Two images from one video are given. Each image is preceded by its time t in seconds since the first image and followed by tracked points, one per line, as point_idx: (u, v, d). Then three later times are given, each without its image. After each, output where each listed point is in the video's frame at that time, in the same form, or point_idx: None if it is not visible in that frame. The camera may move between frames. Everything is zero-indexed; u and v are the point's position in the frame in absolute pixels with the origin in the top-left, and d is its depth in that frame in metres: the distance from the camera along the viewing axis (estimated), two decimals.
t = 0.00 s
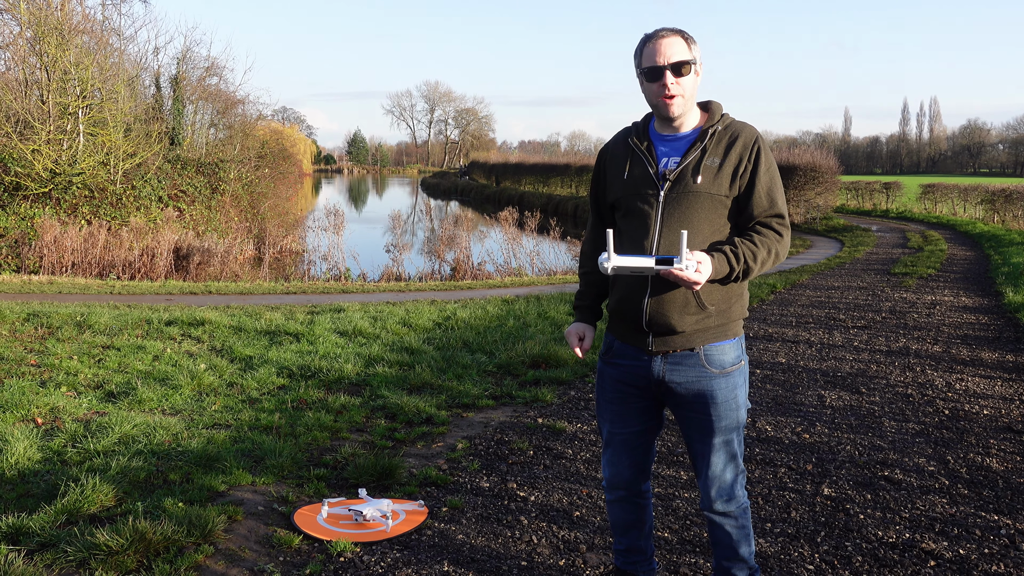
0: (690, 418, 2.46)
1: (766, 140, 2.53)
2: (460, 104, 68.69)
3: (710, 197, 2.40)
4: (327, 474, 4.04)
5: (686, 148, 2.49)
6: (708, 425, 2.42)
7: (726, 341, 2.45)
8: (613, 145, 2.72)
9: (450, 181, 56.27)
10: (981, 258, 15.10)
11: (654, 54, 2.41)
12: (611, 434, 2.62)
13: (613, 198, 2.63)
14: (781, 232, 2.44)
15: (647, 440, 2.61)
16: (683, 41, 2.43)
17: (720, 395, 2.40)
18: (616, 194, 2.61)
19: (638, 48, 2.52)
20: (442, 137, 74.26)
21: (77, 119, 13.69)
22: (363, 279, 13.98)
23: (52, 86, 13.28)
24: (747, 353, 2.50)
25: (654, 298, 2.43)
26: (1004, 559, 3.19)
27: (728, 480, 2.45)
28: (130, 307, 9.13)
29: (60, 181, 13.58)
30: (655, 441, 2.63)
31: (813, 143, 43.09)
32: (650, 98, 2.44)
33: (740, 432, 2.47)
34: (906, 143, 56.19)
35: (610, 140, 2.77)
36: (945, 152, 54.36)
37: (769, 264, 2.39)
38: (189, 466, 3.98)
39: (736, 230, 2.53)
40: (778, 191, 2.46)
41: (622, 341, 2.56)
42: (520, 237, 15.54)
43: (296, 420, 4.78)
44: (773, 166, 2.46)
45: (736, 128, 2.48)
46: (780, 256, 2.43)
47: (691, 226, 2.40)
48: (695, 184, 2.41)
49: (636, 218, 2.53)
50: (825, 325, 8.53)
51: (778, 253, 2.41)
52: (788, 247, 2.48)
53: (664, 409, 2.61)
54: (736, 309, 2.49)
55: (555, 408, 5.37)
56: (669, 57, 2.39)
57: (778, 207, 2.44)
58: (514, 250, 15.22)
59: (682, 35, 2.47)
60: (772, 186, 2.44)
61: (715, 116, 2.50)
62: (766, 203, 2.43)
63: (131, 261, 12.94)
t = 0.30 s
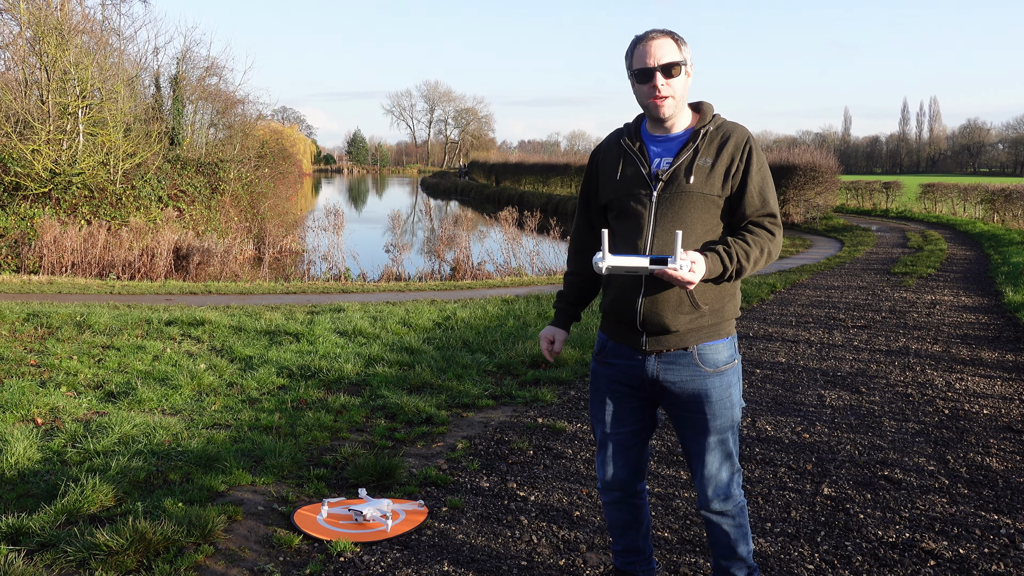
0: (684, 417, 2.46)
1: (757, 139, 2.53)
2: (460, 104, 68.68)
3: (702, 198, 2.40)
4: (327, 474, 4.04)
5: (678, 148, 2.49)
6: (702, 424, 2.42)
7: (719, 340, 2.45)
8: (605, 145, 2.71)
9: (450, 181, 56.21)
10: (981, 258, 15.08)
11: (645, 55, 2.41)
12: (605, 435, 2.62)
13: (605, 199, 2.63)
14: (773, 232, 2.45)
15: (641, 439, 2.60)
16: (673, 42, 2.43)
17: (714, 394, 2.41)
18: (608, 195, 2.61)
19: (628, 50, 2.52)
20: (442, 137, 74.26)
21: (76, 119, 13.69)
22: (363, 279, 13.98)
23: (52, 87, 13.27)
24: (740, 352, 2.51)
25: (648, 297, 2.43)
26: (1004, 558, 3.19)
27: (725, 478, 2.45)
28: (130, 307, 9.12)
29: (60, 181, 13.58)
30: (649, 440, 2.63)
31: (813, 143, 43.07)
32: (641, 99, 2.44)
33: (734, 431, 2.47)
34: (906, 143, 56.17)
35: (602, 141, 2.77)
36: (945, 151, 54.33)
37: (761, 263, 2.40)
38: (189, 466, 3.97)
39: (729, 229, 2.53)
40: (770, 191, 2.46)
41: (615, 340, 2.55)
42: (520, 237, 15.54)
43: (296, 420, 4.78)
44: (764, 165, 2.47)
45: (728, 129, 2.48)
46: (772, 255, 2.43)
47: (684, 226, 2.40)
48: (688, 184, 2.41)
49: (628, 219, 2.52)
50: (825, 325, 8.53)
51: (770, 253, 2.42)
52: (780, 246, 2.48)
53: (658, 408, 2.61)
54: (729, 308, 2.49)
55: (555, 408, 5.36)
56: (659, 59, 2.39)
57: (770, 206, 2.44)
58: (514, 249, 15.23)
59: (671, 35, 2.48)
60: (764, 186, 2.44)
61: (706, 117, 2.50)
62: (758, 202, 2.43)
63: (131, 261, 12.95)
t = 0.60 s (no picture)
0: (670, 415, 2.45)
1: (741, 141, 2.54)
2: (460, 104, 68.69)
3: (685, 198, 2.41)
4: (327, 474, 4.04)
5: (662, 149, 2.49)
6: (688, 421, 2.42)
7: (702, 339, 2.45)
8: (590, 145, 2.71)
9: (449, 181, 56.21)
10: (981, 259, 15.08)
11: (631, 56, 2.41)
12: (594, 434, 2.60)
13: (591, 199, 2.63)
14: (755, 232, 2.45)
15: (630, 437, 2.59)
16: (658, 44, 2.43)
17: (699, 391, 2.41)
18: (594, 195, 2.61)
19: (614, 50, 2.51)
20: (442, 137, 74.28)
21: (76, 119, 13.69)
22: (363, 279, 13.98)
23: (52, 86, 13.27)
24: (724, 351, 2.51)
25: (632, 296, 2.43)
26: (1004, 559, 3.19)
27: (715, 476, 2.45)
28: (130, 307, 9.12)
29: (60, 181, 13.58)
30: (638, 437, 2.62)
31: (813, 143, 43.08)
32: (626, 99, 2.45)
33: (720, 427, 2.47)
34: (906, 144, 56.18)
35: (589, 141, 2.77)
36: (945, 152, 54.34)
37: (744, 263, 2.40)
38: (188, 466, 3.97)
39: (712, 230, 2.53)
40: (752, 192, 2.46)
41: (601, 339, 2.55)
42: (520, 237, 15.54)
43: (296, 420, 4.79)
44: (747, 167, 2.47)
45: (711, 130, 2.49)
46: (754, 255, 2.44)
47: (668, 225, 2.40)
48: (672, 184, 2.41)
49: (613, 219, 2.53)
50: (825, 325, 8.53)
51: (753, 252, 2.42)
52: (762, 246, 2.49)
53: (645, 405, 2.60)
54: (712, 307, 2.49)
55: (555, 408, 5.36)
56: (644, 60, 2.39)
57: (752, 207, 2.45)
58: (514, 249, 15.23)
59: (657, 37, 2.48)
60: (747, 186, 2.44)
61: (690, 118, 2.50)
62: (740, 202, 2.44)
63: (131, 260, 12.94)
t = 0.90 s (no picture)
0: (658, 409, 2.45)
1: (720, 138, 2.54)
2: (461, 103, 68.70)
3: (667, 197, 2.41)
4: (326, 474, 4.04)
5: (643, 149, 2.49)
6: (676, 415, 2.41)
7: (688, 336, 2.45)
8: (571, 145, 2.70)
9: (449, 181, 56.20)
10: (981, 260, 15.08)
11: (611, 57, 2.41)
12: (589, 427, 2.62)
13: (573, 199, 2.62)
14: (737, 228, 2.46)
15: (624, 430, 2.60)
16: (638, 45, 2.43)
17: (685, 384, 2.40)
18: (576, 195, 2.60)
19: (594, 51, 2.51)
20: (442, 137, 74.27)
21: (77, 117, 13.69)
22: (363, 279, 13.98)
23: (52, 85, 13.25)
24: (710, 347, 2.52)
25: (619, 295, 2.44)
26: (1004, 560, 3.20)
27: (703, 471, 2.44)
28: (131, 306, 9.11)
29: (60, 180, 13.58)
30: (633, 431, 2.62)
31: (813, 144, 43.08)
32: (607, 100, 2.45)
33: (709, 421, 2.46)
34: (907, 145, 56.18)
35: (570, 141, 2.76)
36: (946, 153, 54.31)
37: (728, 260, 2.41)
38: (188, 465, 3.97)
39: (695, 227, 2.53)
40: (733, 189, 2.47)
41: (589, 335, 2.55)
42: (520, 237, 15.53)
43: (296, 419, 4.78)
44: (728, 164, 2.48)
45: (690, 128, 2.49)
46: (737, 251, 2.45)
47: (652, 225, 2.40)
48: (654, 184, 2.41)
49: (597, 220, 2.53)
50: (825, 326, 8.53)
51: (736, 249, 2.43)
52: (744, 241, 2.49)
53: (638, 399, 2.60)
54: (697, 303, 2.50)
55: (555, 408, 5.36)
56: (625, 61, 2.39)
57: (734, 203, 2.45)
58: (514, 250, 15.23)
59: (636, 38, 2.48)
60: (729, 184, 2.45)
61: (669, 117, 2.50)
62: (722, 200, 2.44)
63: (131, 260, 12.94)
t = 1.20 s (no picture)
0: (650, 407, 2.44)
1: (709, 135, 2.53)
2: (461, 103, 68.71)
3: (657, 196, 2.41)
4: (327, 473, 4.04)
5: (632, 150, 2.48)
6: (668, 412, 2.41)
7: (682, 334, 2.44)
8: (564, 148, 2.71)
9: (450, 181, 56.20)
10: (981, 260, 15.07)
11: (600, 60, 2.40)
12: (588, 423, 2.62)
13: (569, 203, 2.62)
14: (729, 224, 2.46)
15: (622, 427, 2.60)
16: (626, 47, 2.43)
17: (675, 382, 2.40)
18: (571, 199, 2.61)
19: (582, 54, 2.51)
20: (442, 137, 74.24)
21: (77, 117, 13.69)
22: (363, 279, 13.98)
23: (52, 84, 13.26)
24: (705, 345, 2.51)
25: (613, 294, 2.44)
26: (1004, 561, 3.19)
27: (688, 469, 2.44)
28: (132, 306, 9.11)
29: (61, 179, 13.57)
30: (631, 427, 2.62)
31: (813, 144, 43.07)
32: (596, 102, 2.44)
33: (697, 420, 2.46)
34: (907, 145, 56.16)
35: (562, 144, 2.77)
36: (946, 153, 54.29)
37: (720, 256, 2.41)
38: (188, 465, 3.97)
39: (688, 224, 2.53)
40: (724, 185, 2.47)
41: (586, 332, 2.55)
42: (520, 237, 15.52)
43: (296, 419, 4.78)
44: (717, 160, 2.47)
45: (678, 126, 2.48)
46: (730, 247, 2.44)
47: (643, 224, 2.41)
48: (643, 184, 2.41)
49: (591, 221, 2.53)
50: (826, 326, 8.53)
51: (729, 245, 2.43)
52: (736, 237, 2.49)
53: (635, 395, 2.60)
54: (691, 300, 2.49)
55: (555, 408, 5.36)
56: (613, 63, 2.39)
57: (725, 199, 2.45)
58: (514, 250, 15.22)
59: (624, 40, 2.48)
60: (719, 180, 2.44)
61: (658, 117, 2.49)
62: (712, 196, 2.44)
63: (131, 259, 12.94)
